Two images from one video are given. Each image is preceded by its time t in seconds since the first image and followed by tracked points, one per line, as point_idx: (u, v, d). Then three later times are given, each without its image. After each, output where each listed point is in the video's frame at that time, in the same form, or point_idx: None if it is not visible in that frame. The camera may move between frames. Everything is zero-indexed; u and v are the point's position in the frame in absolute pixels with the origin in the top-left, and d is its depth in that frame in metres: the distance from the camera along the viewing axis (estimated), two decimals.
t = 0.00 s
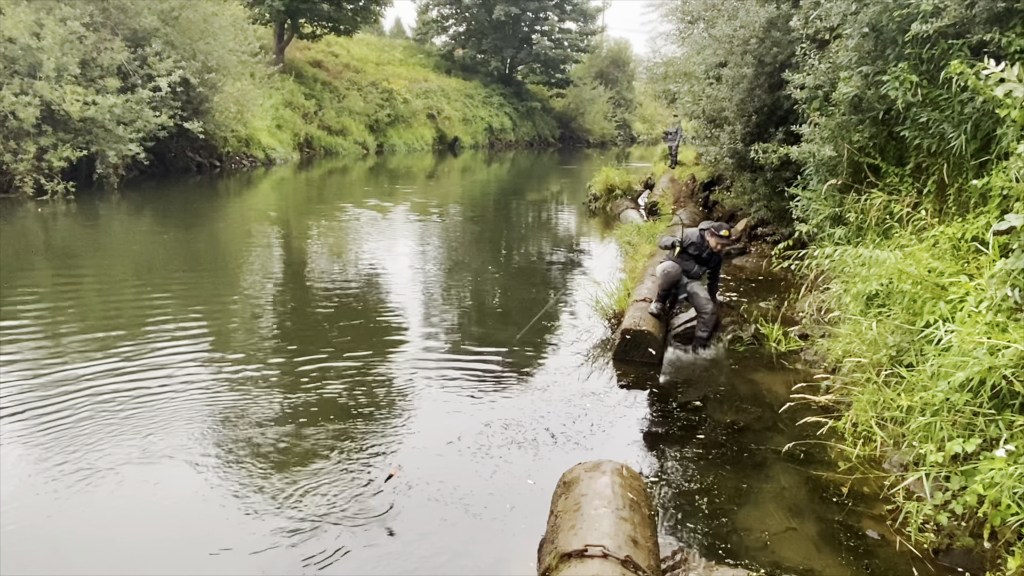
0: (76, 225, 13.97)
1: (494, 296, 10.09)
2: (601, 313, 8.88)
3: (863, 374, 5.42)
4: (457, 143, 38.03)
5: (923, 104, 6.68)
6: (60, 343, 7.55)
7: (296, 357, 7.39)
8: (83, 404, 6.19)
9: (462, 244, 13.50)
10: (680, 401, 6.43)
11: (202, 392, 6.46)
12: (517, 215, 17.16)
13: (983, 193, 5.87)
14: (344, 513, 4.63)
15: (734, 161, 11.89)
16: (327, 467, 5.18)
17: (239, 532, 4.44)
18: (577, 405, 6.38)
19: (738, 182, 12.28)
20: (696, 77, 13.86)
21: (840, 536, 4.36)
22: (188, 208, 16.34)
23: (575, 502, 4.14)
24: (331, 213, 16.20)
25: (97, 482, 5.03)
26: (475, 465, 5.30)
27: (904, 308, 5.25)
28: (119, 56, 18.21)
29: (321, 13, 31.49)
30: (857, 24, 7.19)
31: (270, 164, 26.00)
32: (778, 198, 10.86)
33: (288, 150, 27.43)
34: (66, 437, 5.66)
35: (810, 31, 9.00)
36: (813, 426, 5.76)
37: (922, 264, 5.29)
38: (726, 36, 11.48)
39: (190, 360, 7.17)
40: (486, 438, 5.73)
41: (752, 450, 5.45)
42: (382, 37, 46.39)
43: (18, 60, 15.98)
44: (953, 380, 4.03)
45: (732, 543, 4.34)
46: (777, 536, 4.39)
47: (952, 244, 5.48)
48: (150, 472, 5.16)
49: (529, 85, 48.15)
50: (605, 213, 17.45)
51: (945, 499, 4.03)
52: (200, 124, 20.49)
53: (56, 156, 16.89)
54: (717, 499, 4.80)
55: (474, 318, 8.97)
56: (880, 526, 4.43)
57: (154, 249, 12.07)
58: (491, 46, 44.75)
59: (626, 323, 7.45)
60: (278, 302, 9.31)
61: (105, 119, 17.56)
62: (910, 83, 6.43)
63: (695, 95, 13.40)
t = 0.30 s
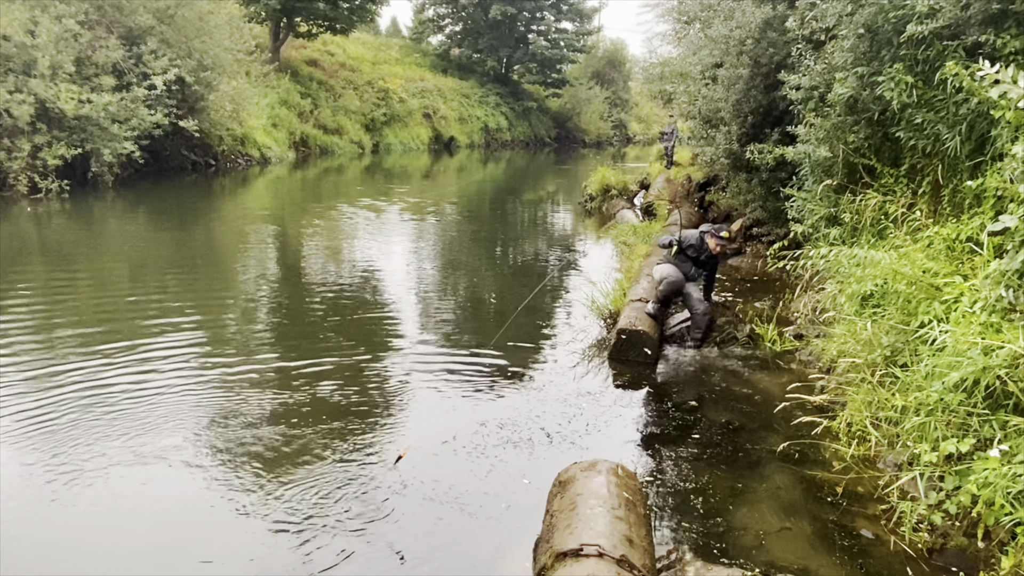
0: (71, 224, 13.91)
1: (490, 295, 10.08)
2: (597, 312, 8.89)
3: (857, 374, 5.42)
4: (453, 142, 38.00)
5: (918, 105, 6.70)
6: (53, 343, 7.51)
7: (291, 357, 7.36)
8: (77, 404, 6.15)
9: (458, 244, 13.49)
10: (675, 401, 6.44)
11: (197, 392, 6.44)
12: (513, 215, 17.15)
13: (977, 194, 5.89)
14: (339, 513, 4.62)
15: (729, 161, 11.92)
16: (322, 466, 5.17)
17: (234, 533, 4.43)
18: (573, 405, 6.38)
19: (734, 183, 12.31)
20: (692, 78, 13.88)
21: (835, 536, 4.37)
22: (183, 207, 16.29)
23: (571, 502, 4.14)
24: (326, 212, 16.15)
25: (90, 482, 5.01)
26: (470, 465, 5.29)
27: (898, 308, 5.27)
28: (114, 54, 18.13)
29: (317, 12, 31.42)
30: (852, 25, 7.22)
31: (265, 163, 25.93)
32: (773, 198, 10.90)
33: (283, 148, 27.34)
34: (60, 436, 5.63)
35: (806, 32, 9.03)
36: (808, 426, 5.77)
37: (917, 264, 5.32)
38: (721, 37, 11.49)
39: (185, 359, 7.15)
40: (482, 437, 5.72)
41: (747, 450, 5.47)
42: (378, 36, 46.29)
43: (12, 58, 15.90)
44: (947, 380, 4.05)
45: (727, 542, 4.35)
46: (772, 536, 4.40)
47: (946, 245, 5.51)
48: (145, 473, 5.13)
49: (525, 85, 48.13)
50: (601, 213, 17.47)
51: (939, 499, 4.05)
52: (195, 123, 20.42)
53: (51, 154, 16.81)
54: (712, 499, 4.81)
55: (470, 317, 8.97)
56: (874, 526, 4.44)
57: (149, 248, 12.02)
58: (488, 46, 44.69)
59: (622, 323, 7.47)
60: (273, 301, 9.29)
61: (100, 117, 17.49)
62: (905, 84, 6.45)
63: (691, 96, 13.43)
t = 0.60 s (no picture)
0: (66, 222, 13.86)
1: (485, 295, 10.07)
2: (593, 312, 8.88)
3: (853, 375, 5.44)
4: (450, 141, 37.98)
5: (913, 106, 6.71)
6: (47, 341, 7.48)
7: (287, 356, 7.34)
8: (72, 402, 6.12)
9: (454, 243, 13.46)
10: (671, 401, 6.44)
11: (191, 390, 6.43)
12: (509, 215, 17.15)
13: (973, 195, 5.92)
14: (334, 512, 4.61)
15: (726, 162, 11.95)
16: (317, 466, 5.16)
17: (230, 531, 4.42)
18: (569, 405, 6.38)
19: (730, 183, 12.34)
20: (689, 78, 13.89)
21: (830, 536, 4.37)
22: (179, 205, 16.24)
23: (567, 501, 4.14)
24: (322, 211, 16.12)
25: (86, 480, 4.99)
26: (466, 464, 5.29)
27: (894, 309, 5.30)
28: (109, 51, 18.05)
29: (314, 10, 31.37)
30: (848, 26, 7.24)
31: (261, 161, 25.88)
32: (769, 199, 10.94)
33: (280, 147, 27.28)
34: (53, 434, 5.60)
35: (802, 33, 9.03)
36: (803, 426, 5.78)
37: (912, 265, 5.34)
38: (718, 37, 11.50)
39: (179, 358, 7.13)
40: (477, 437, 5.72)
41: (742, 450, 5.47)
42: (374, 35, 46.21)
43: (8, 55, 15.83)
44: (942, 380, 4.07)
45: (722, 542, 4.35)
46: (767, 535, 4.41)
47: (942, 246, 5.54)
48: (140, 472, 5.11)
49: (522, 84, 48.12)
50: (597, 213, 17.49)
51: (933, 499, 4.06)
52: (191, 121, 20.36)
53: (46, 152, 16.75)
54: (707, 499, 4.81)
55: (466, 317, 8.96)
56: (869, 526, 4.45)
57: (144, 247, 11.99)
58: (485, 45, 44.62)
59: (618, 323, 7.47)
60: (269, 300, 9.26)
61: (96, 115, 17.43)
62: (901, 85, 6.47)
63: (688, 96, 13.43)
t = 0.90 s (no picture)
0: (61, 219, 13.80)
1: (482, 293, 10.06)
2: (589, 311, 8.87)
3: (848, 374, 5.44)
4: (447, 140, 37.95)
5: (910, 107, 6.73)
6: (42, 338, 7.45)
7: (282, 354, 7.32)
8: (66, 401, 6.08)
9: (451, 241, 13.45)
10: (667, 400, 6.44)
11: (187, 387, 6.41)
12: (506, 213, 17.15)
13: (968, 195, 5.94)
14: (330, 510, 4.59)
15: (722, 161, 11.97)
16: (313, 464, 5.15)
17: (225, 529, 4.41)
18: (565, 403, 6.38)
19: (726, 183, 12.35)
20: (686, 77, 13.87)
21: (825, 535, 4.38)
22: (174, 202, 16.19)
23: (563, 500, 4.14)
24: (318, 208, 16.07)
25: (81, 478, 4.97)
26: (462, 463, 5.28)
27: (889, 308, 5.31)
28: (105, 48, 17.97)
29: (311, 7, 31.28)
30: (845, 26, 7.24)
31: (257, 159, 25.82)
32: (765, 198, 10.96)
33: (276, 144, 27.21)
34: (48, 432, 5.58)
35: (799, 33, 9.03)
36: (798, 425, 5.79)
37: (908, 265, 5.37)
38: (715, 36, 11.50)
39: (175, 355, 7.11)
40: (473, 435, 5.72)
41: (737, 449, 5.48)
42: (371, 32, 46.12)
43: (3, 51, 15.74)
44: (937, 380, 4.09)
45: (717, 541, 4.36)
46: (763, 534, 4.41)
47: (938, 246, 5.56)
48: (134, 470, 5.08)
49: (518, 83, 48.07)
50: (594, 212, 17.49)
51: (928, 498, 4.08)
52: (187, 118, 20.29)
53: (41, 148, 16.68)
54: (702, 497, 4.82)
55: (462, 315, 8.95)
56: (864, 525, 4.46)
57: (139, 244, 11.95)
58: (482, 43, 44.56)
59: (614, 322, 7.47)
60: (265, 298, 9.24)
61: (91, 111, 17.36)
62: (897, 85, 6.48)
63: (685, 95, 13.42)
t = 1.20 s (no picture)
0: (56, 214, 13.76)
1: (478, 291, 10.05)
2: (586, 309, 8.87)
3: (843, 373, 5.46)
4: (444, 137, 37.90)
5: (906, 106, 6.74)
6: (38, 334, 7.43)
7: (278, 351, 7.30)
8: (61, 397, 6.06)
9: (448, 239, 13.43)
10: (663, 398, 6.45)
11: (183, 384, 6.39)
12: (503, 211, 17.13)
13: (964, 195, 5.96)
14: (325, 508, 4.59)
15: (719, 160, 11.98)
16: (309, 461, 5.14)
17: (220, 526, 4.40)
18: (561, 401, 6.38)
19: (723, 181, 12.36)
20: (684, 76, 13.87)
21: (819, 533, 4.40)
22: (170, 199, 16.15)
23: (558, 497, 4.14)
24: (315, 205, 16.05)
25: (75, 475, 4.95)
26: (457, 460, 5.28)
27: (885, 307, 5.33)
28: (101, 43, 17.89)
29: (308, 3, 31.18)
30: (842, 25, 7.24)
31: (254, 155, 25.74)
32: (762, 197, 10.98)
33: (273, 141, 27.14)
34: (42, 429, 5.56)
35: (797, 32, 9.04)
36: (794, 424, 5.79)
37: (903, 264, 5.39)
38: (712, 35, 11.49)
39: (171, 352, 7.09)
40: (469, 432, 5.72)
41: (733, 447, 5.49)
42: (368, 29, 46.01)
43: None
44: (932, 378, 4.11)
45: (712, 538, 4.37)
46: (757, 532, 4.43)
47: (933, 245, 5.58)
48: (130, 468, 5.05)
49: (516, 81, 48.02)
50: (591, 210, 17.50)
51: (922, 497, 4.10)
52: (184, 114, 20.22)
53: (37, 144, 16.61)
54: (698, 495, 4.83)
55: (459, 313, 8.93)
56: (858, 523, 4.47)
57: (135, 240, 11.91)
58: (479, 40, 44.48)
59: (610, 319, 7.47)
60: (261, 295, 9.22)
61: (87, 107, 17.30)
62: (894, 84, 6.50)
63: (682, 94, 13.41)
